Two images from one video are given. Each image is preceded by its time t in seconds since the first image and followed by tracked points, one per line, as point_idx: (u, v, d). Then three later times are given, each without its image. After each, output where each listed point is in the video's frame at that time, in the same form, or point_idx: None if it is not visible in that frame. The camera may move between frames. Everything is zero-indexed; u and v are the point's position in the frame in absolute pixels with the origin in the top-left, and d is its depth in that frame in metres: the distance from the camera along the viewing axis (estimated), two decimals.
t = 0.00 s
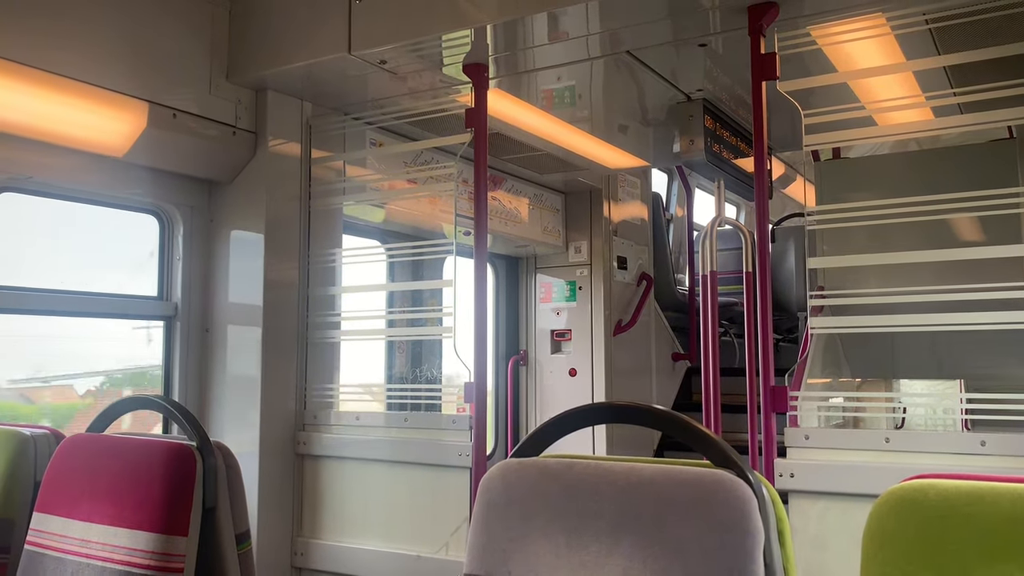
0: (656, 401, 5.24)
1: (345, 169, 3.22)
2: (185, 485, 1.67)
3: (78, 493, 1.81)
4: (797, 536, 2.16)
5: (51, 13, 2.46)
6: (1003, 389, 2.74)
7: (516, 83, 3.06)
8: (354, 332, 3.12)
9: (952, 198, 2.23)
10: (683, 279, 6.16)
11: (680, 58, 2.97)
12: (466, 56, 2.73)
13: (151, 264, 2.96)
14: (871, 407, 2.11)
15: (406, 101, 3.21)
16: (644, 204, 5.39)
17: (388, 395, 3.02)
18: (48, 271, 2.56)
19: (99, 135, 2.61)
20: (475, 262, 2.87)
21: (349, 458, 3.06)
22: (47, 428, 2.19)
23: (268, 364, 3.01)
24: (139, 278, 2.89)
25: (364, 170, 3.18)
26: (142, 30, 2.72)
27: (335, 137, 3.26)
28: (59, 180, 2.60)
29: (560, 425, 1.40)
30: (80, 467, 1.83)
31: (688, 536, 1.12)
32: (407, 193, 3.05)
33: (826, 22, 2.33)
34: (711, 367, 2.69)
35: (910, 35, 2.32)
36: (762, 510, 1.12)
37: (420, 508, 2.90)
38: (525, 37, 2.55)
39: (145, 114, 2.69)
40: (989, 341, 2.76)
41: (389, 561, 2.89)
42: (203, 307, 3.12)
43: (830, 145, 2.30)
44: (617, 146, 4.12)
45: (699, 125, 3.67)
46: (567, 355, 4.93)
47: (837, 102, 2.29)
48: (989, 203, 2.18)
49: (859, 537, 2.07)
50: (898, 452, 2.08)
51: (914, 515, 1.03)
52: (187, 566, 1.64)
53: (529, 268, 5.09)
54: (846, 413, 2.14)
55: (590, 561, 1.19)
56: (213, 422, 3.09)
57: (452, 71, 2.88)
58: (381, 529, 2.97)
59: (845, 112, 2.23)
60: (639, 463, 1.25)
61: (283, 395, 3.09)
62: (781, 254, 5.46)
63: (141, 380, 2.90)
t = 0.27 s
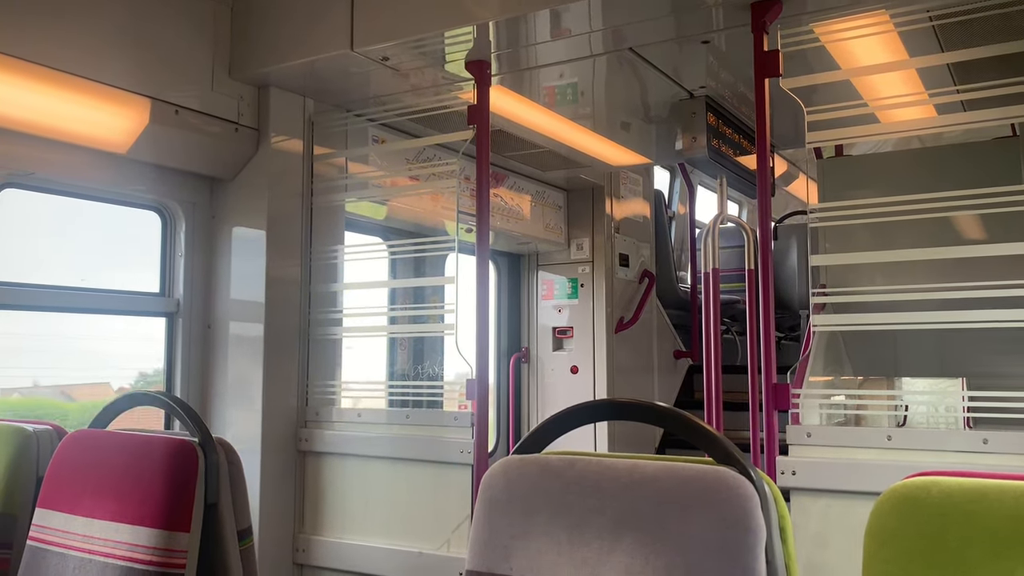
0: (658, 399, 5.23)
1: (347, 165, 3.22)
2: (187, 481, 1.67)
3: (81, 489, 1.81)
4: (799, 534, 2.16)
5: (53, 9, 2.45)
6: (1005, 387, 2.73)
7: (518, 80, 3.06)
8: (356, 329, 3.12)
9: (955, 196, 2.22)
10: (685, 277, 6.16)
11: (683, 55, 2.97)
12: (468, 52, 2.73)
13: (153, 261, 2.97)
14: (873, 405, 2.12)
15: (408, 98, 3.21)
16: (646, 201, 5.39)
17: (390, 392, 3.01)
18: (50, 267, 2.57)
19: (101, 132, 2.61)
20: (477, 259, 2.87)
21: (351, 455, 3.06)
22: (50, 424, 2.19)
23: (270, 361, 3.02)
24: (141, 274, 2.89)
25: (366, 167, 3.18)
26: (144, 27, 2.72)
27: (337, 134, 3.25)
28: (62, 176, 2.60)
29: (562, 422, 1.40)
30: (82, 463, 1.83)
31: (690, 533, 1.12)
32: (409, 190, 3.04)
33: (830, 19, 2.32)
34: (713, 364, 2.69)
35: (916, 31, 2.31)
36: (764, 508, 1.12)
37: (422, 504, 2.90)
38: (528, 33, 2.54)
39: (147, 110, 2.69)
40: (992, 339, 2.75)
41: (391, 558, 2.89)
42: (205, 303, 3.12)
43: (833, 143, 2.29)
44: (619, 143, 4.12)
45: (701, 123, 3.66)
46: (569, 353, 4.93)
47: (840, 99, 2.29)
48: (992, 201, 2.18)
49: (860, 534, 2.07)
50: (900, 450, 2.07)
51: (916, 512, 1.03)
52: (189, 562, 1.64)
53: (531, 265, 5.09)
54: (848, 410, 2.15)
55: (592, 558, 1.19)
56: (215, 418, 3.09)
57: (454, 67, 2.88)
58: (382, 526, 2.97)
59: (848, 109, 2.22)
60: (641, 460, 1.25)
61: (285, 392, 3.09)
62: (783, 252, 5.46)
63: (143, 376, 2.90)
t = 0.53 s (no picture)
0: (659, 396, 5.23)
1: (349, 163, 3.22)
2: (188, 478, 1.67)
3: (83, 485, 1.81)
4: (800, 532, 2.16)
5: (55, 6, 2.45)
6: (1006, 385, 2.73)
7: (520, 77, 3.06)
8: (357, 327, 3.12)
9: (957, 193, 2.22)
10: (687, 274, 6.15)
11: (685, 53, 2.97)
12: (470, 50, 2.72)
13: (155, 259, 2.97)
14: (875, 402, 2.11)
15: (410, 95, 3.21)
16: (648, 199, 5.38)
17: (391, 389, 3.02)
18: (52, 264, 2.57)
19: (103, 129, 2.62)
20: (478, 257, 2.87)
21: (352, 452, 3.06)
22: (52, 421, 2.19)
23: (271, 358, 3.02)
24: (142, 271, 2.89)
25: (368, 164, 3.18)
26: (145, 24, 2.72)
27: (339, 131, 3.25)
28: (64, 173, 2.60)
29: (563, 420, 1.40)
30: (84, 460, 1.84)
31: (691, 530, 1.12)
32: (411, 187, 3.04)
33: (832, 17, 2.31)
34: (715, 362, 2.69)
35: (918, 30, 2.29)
36: (765, 505, 1.12)
37: (423, 502, 2.90)
38: (530, 30, 2.54)
39: (149, 108, 2.69)
40: (993, 337, 2.75)
41: (392, 555, 2.89)
42: (207, 301, 3.12)
43: (835, 140, 2.29)
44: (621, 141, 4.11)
45: (703, 120, 3.65)
46: (570, 350, 4.93)
47: (842, 96, 2.28)
48: (994, 198, 2.17)
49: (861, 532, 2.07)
50: (901, 448, 2.07)
51: (918, 511, 1.03)
52: (190, 559, 1.64)
53: (532, 263, 5.09)
54: (849, 408, 2.15)
55: (594, 555, 1.19)
56: (216, 415, 3.10)
57: (456, 65, 2.87)
58: (384, 523, 2.98)
59: (850, 106, 2.22)
60: (643, 458, 1.25)
61: (287, 389, 3.09)
62: (784, 250, 5.46)
63: (145, 373, 2.90)
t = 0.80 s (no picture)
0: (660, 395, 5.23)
1: (350, 162, 3.23)
2: (189, 477, 1.67)
3: (84, 485, 1.81)
4: (800, 531, 2.16)
5: (56, 6, 2.45)
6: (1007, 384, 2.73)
7: (520, 77, 3.06)
8: (358, 326, 3.12)
9: (958, 193, 2.22)
10: (687, 273, 6.15)
11: (686, 51, 2.96)
12: (470, 49, 2.72)
13: (156, 258, 2.97)
14: (876, 401, 2.11)
15: (411, 94, 3.21)
16: (648, 198, 5.38)
17: (392, 388, 3.02)
18: (54, 264, 2.57)
19: (104, 128, 2.62)
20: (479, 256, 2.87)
21: (353, 451, 3.06)
22: (53, 420, 2.20)
23: (272, 357, 3.02)
24: (143, 271, 2.90)
25: (368, 163, 3.18)
26: (146, 23, 2.72)
27: (339, 130, 3.26)
28: (65, 173, 2.60)
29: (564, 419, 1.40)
30: (86, 459, 1.84)
31: (691, 529, 1.12)
32: (412, 186, 3.05)
33: (832, 16, 2.32)
34: (716, 361, 2.69)
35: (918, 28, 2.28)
36: (766, 505, 1.12)
37: (424, 501, 2.91)
38: (530, 30, 2.54)
39: (151, 107, 2.69)
40: (994, 336, 2.75)
41: (393, 554, 2.89)
42: (208, 301, 3.12)
43: (836, 139, 2.29)
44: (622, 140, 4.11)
45: (704, 119, 3.65)
46: (571, 350, 4.93)
47: (843, 96, 2.28)
48: (995, 197, 2.17)
49: (862, 531, 2.07)
50: (902, 447, 2.07)
51: (917, 510, 1.03)
52: (191, 558, 1.64)
53: (533, 262, 5.09)
54: (850, 407, 2.14)
55: (594, 554, 1.19)
56: (217, 414, 3.10)
57: (456, 64, 2.87)
58: (384, 522, 2.98)
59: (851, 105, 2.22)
60: (643, 457, 1.25)
61: (288, 388, 3.09)
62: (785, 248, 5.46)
63: (145, 372, 2.90)
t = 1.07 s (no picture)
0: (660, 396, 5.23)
1: (350, 164, 3.23)
2: (189, 479, 1.67)
3: (84, 487, 1.81)
4: (801, 532, 2.16)
5: (56, 8, 2.45)
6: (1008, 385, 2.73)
7: (520, 78, 3.06)
8: (358, 327, 3.12)
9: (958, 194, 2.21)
10: (687, 274, 6.15)
11: (686, 52, 2.96)
12: (470, 51, 2.72)
13: (156, 260, 2.98)
14: (877, 403, 2.10)
15: (411, 96, 3.21)
16: (649, 198, 5.38)
17: (392, 390, 3.02)
18: (54, 266, 2.58)
19: (104, 130, 2.63)
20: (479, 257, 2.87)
21: (353, 453, 3.06)
22: (53, 422, 2.20)
23: (272, 358, 3.02)
24: (143, 273, 2.90)
25: (369, 165, 3.18)
26: (146, 25, 2.72)
27: (339, 132, 3.26)
28: (65, 174, 2.60)
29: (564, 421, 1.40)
30: (86, 461, 1.84)
31: (691, 531, 1.12)
32: (412, 188, 3.05)
33: (832, 17, 2.32)
34: (716, 362, 2.69)
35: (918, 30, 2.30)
36: (765, 507, 1.12)
37: (424, 502, 2.91)
38: (530, 31, 2.54)
39: (151, 109, 2.69)
40: (994, 337, 2.75)
41: (393, 556, 2.89)
42: (208, 302, 3.12)
43: (836, 140, 2.29)
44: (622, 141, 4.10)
45: (704, 120, 3.65)
46: (571, 351, 4.93)
47: (843, 96, 2.28)
48: (995, 198, 2.17)
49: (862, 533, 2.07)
50: (902, 448, 2.07)
51: (916, 512, 1.03)
52: (191, 560, 1.64)
53: (533, 263, 5.09)
54: (851, 408, 2.14)
55: (594, 556, 1.19)
56: (217, 415, 3.10)
57: (456, 65, 2.87)
58: (385, 524, 2.98)
59: (851, 106, 2.22)
60: (643, 459, 1.25)
61: (288, 390, 3.09)
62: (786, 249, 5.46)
63: (146, 374, 2.91)
